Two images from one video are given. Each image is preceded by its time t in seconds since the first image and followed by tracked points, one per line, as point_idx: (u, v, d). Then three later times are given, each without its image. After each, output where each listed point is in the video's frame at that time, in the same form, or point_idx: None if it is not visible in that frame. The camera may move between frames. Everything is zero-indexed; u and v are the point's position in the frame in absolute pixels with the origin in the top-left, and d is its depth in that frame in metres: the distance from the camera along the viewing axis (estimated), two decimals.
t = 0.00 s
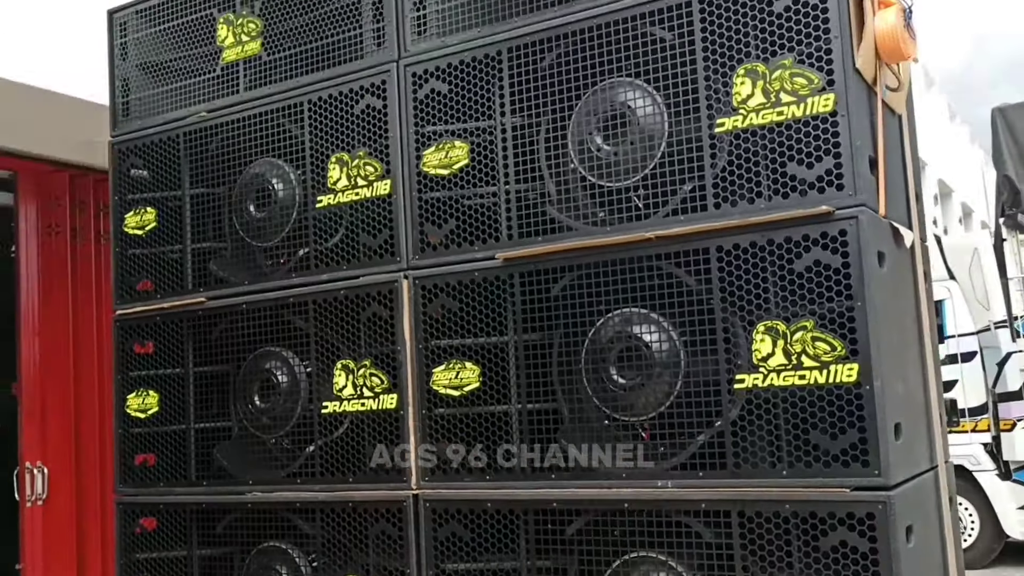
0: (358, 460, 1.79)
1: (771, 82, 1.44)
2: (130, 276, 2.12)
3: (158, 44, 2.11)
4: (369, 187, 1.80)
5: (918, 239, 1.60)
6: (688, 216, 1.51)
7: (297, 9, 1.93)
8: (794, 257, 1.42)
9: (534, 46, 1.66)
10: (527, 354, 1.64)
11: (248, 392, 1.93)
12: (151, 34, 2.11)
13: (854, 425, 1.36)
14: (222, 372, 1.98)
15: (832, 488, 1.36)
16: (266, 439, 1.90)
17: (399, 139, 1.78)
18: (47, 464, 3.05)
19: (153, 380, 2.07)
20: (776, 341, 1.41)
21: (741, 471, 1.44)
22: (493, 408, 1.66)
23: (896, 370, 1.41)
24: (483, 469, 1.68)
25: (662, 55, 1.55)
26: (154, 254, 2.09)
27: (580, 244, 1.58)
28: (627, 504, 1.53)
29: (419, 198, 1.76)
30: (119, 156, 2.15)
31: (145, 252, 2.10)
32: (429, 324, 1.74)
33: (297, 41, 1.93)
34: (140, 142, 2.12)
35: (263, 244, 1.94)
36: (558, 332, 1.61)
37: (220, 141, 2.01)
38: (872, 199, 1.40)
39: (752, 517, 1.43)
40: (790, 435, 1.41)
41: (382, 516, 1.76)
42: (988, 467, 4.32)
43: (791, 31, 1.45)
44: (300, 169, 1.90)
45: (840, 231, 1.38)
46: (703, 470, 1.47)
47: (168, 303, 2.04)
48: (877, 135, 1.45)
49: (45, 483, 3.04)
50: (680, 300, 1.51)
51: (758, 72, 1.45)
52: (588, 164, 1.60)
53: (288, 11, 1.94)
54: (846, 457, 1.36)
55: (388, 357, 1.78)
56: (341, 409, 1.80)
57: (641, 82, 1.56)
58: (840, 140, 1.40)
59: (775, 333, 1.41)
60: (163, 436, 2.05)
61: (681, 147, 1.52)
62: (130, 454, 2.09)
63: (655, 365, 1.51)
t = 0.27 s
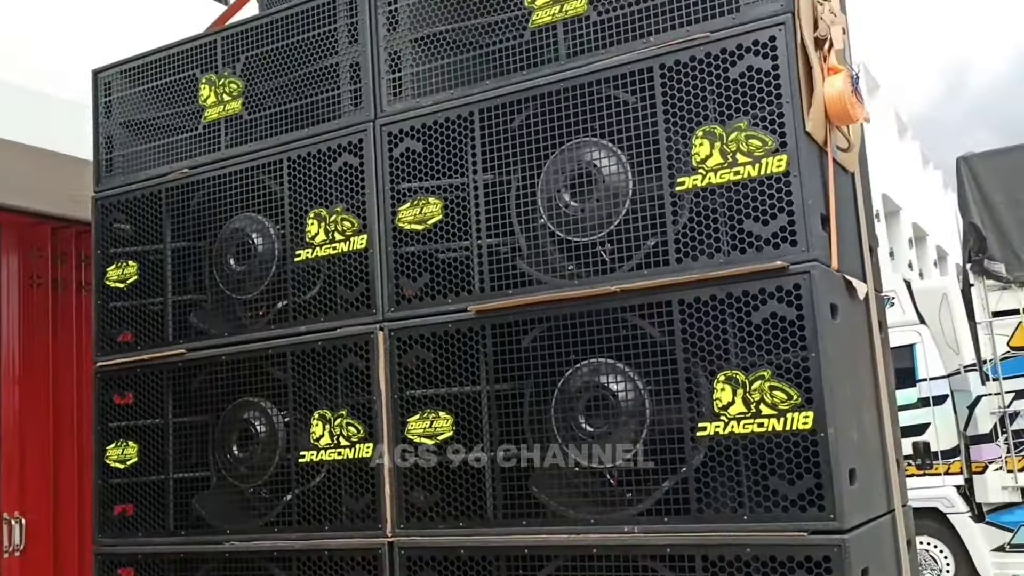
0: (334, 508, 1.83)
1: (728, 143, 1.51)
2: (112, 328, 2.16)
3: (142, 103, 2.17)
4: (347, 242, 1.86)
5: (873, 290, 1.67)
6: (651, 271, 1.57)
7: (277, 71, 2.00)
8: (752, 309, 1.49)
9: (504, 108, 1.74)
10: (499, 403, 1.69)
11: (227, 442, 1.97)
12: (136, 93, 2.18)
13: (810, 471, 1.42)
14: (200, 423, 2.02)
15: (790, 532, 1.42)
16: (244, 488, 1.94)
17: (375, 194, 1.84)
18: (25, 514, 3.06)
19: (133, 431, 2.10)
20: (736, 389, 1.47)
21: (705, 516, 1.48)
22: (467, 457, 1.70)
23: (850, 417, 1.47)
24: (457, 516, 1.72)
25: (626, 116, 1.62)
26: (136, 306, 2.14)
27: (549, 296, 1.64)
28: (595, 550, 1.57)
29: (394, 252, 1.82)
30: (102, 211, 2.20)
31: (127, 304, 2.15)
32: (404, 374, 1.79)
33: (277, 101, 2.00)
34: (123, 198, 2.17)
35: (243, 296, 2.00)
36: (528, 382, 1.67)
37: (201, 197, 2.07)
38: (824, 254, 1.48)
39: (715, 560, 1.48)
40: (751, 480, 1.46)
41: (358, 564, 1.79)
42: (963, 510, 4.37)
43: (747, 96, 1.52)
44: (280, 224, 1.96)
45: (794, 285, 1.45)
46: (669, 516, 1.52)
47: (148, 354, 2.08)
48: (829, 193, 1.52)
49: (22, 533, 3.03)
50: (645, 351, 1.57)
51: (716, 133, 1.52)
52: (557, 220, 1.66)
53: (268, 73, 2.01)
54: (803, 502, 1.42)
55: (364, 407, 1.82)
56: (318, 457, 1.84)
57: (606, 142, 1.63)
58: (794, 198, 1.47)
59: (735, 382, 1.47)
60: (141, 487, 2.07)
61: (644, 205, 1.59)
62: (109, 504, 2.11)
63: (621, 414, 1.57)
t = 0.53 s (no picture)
0: (320, 541, 1.87)
1: (695, 187, 1.59)
2: (101, 366, 2.20)
3: (132, 146, 2.24)
4: (332, 281, 1.92)
5: (838, 325, 1.74)
6: (625, 308, 1.64)
7: (264, 116, 2.07)
8: (720, 345, 1.55)
9: (483, 152, 1.81)
10: (480, 437, 1.75)
11: (215, 477, 2.02)
12: (127, 137, 2.24)
13: (777, 500, 1.48)
14: (188, 458, 2.06)
15: (759, 560, 1.48)
16: (232, 522, 1.98)
17: (359, 235, 1.91)
18: (12, 550, 3.08)
19: (122, 467, 2.13)
20: (706, 422, 1.53)
21: (678, 545, 1.54)
22: (449, 489, 1.76)
23: (815, 448, 1.53)
24: (439, 548, 1.76)
25: (599, 161, 1.70)
26: (125, 344, 2.18)
27: (527, 334, 1.71)
28: None
29: (378, 291, 1.88)
30: (93, 251, 2.25)
31: (117, 342, 2.19)
32: (388, 409, 1.84)
33: (264, 145, 2.06)
34: (113, 239, 2.23)
35: (230, 334, 2.05)
36: (508, 416, 1.72)
37: (190, 238, 2.13)
38: (788, 292, 1.55)
39: None
40: (721, 510, 1.52)
41: None
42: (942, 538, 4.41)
43: (713, 142, 1.60)
44: (267, 264, 2.02)
45: (760, 322, 1.52)
46: (643, 545, 1.57)
47: (137, 391, 2.12)
48: (792, 233, 1.60)
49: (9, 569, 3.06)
50: (620, 385, 1.64)
51: (684, 178, 1.60)
52: (534, 260, 1.73)
53: (256, 117, 2.08)
54: (771, 530, 1.48)
55: (349, 442, 1.87)
56: (304, 491, 1.89)
57: (581, 185, 1.70)
58: (758, 239, 1.54)
59: (705, 416, 1.54)
60: (130, 522, 2.11)
61: (617, 245, 1.66)
62: (97, 539, 2.14)
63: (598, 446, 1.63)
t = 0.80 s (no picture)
0: (325, 563, 1.91)
1: (689, 217, 1.64)
2: (108, 391, 2.25)
3: (138, 176, 2.29)
4: (336, 307, 1.97)
5: (828, 350, 1.80)
6: (621, 335, 1.69)
7: (268, 146, 2.12)
8: (714, 371, 1.61)
9: (483, 183, 1.86)
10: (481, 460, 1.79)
11: (220, 500, 2.05)
12: (134, 166, 2.29)
13: (770, 522, 1.52)
14: (194, 481, 2.10)
15: None
16: (236, 544, 2.02)
17: (362, 262, 1.96)
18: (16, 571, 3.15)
19: (128, 490, 2.17)
20: (701, 446, 1.58)
21: (675, 566, 1.58)
22: (451, 511, 1.80)
23: (806, 470, 1.58)
24: (441, 569, 1.80)
25: (595, 192, 1.75)
26: (132, 369, 2.23)
27: (527, 359, 1.76)
28: None
29: (381, 317, 1.93)
30: (100, 278, 2.30)
31: (123, 367, 2.23)
32: (391, 433, 1.89)
33: (269, 175, 2.11)
34: (120, 266, 2.28)
35: (235, 359, 2.09)
36: (508, 439, 1.77)
37: (196, 264, 2.18)
38: (779, 320, 1.60)
39: None
40: (717, 531, 1.56)
41: None
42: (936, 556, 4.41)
43: (706, 174, 1.65)
44: (272, 291, 2.07)
45: (752, 348, 1.57)
46: (641, 566, 1.62)
47: (144, 416, 2.16)
48: (783, 262, 1.65)
49: None
50: (617, 410, 1.68)
51: (678, 209, 1.65)
52: (534, 287, 1.78)
53: (260, 148, 2.13)
54: (764, 550, 1.52)
55: (353, 465, 1.91)
56: (308, 513, 1.93)
57: (578, 215, 1.76)
58: (750, 268, 1.60)
59: (700, 439, 1.58)
60: (136, 545, 2.14)
61: (614, 273, 1.71)
62: (104, 562, 2.17)
63: (596, 469, 1.67)
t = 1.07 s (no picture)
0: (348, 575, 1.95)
1: (705, 237, 1.69)
2: (132, 406, 2.29)
3: (160, 195, 2.34)
4: (358, 324, 2.01)
5: (840, 366, 1.84)
6: (640, 351, 1.73)
7: (290, 166, 2.17)
8: (731, 387, 1.65)
9: (503, 203, 1.91)
10: (502, 474, 1.83)
11: (243, 515, 2.10)
12: (157, 186, 2.34)
13: (788, 534, 1.56)
14: (217, 495, 2.14)
15: None
16: (259, 557, 2.06)
17: (383, 280, 2.00)
18: None
19: (152, 504, 2.21)
20: (718, 460, 1.62)
21: None
22: (473, 524, 1.84)
23: (822, 484, 1.62)
24: None
25: (613, 212, 1.80)
26: (155, 385, 2.27)
27: (547, 375, 1.80)
28: None
29: (402, 334, 1.98)
30: (124, 295, 2.35)
31: (147, 382, 2.28)
32: (413, 448, 1.93)
33: (291, 194, 2.16)
34: (144, 283, 2.32)
35: (257, 375, 2.14)
36: (527, 454, 1.81)
37: (219, 281, 2.22)
38: (794, 337, 1.65)
39: None
40: (735, 543, 1.60)
41: None
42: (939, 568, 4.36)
43: (722, 195, 1.70)
44: (294, 308, 2.11)
45: (768, 364, 1.61)
46: None
47: (168, 431, 2.21)
48: (797, 281, 1.70)
49: None
50: (636, 425, 1.73)
51: (695, 229, 1.70)
52: (553, 304, 1.83)
53: (282, 168, 2.18)
54: (783, 563, 1.56)
55: (375, 478, 1.95)
56: (331, 526, 1.97)
57: (596, 235, 1.80)
58: (766, 287, 1.64)
59: (718, 453, 1.63)
60: (160, 558, 2.18)
61: (631, 291, 1.76)
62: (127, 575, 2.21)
63: (616, 482, 1.71)
